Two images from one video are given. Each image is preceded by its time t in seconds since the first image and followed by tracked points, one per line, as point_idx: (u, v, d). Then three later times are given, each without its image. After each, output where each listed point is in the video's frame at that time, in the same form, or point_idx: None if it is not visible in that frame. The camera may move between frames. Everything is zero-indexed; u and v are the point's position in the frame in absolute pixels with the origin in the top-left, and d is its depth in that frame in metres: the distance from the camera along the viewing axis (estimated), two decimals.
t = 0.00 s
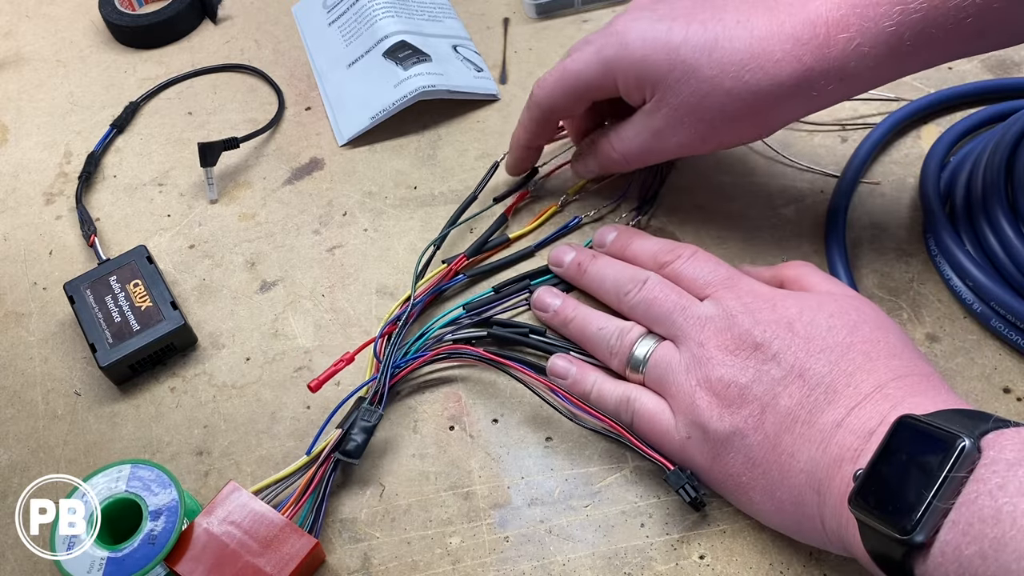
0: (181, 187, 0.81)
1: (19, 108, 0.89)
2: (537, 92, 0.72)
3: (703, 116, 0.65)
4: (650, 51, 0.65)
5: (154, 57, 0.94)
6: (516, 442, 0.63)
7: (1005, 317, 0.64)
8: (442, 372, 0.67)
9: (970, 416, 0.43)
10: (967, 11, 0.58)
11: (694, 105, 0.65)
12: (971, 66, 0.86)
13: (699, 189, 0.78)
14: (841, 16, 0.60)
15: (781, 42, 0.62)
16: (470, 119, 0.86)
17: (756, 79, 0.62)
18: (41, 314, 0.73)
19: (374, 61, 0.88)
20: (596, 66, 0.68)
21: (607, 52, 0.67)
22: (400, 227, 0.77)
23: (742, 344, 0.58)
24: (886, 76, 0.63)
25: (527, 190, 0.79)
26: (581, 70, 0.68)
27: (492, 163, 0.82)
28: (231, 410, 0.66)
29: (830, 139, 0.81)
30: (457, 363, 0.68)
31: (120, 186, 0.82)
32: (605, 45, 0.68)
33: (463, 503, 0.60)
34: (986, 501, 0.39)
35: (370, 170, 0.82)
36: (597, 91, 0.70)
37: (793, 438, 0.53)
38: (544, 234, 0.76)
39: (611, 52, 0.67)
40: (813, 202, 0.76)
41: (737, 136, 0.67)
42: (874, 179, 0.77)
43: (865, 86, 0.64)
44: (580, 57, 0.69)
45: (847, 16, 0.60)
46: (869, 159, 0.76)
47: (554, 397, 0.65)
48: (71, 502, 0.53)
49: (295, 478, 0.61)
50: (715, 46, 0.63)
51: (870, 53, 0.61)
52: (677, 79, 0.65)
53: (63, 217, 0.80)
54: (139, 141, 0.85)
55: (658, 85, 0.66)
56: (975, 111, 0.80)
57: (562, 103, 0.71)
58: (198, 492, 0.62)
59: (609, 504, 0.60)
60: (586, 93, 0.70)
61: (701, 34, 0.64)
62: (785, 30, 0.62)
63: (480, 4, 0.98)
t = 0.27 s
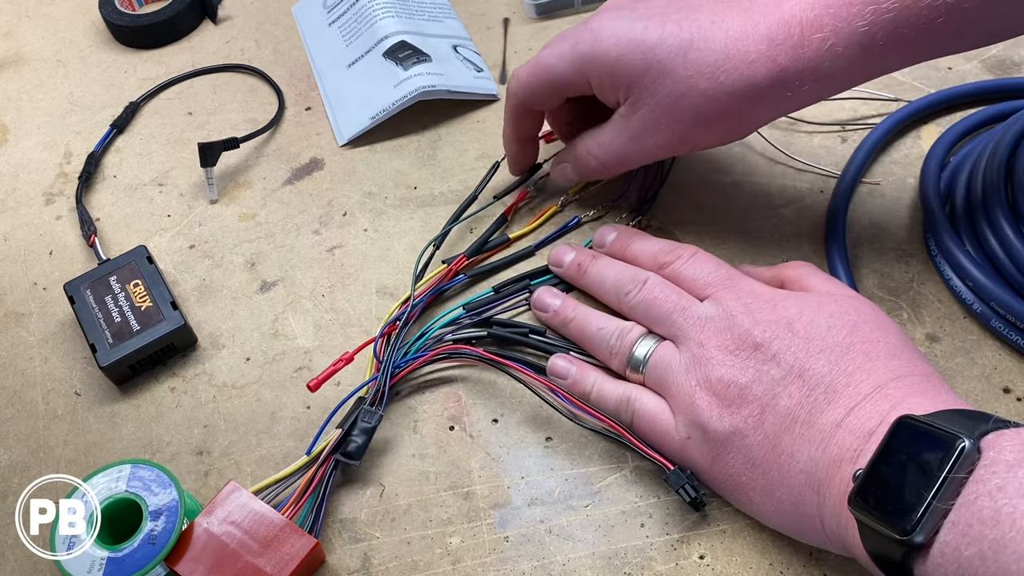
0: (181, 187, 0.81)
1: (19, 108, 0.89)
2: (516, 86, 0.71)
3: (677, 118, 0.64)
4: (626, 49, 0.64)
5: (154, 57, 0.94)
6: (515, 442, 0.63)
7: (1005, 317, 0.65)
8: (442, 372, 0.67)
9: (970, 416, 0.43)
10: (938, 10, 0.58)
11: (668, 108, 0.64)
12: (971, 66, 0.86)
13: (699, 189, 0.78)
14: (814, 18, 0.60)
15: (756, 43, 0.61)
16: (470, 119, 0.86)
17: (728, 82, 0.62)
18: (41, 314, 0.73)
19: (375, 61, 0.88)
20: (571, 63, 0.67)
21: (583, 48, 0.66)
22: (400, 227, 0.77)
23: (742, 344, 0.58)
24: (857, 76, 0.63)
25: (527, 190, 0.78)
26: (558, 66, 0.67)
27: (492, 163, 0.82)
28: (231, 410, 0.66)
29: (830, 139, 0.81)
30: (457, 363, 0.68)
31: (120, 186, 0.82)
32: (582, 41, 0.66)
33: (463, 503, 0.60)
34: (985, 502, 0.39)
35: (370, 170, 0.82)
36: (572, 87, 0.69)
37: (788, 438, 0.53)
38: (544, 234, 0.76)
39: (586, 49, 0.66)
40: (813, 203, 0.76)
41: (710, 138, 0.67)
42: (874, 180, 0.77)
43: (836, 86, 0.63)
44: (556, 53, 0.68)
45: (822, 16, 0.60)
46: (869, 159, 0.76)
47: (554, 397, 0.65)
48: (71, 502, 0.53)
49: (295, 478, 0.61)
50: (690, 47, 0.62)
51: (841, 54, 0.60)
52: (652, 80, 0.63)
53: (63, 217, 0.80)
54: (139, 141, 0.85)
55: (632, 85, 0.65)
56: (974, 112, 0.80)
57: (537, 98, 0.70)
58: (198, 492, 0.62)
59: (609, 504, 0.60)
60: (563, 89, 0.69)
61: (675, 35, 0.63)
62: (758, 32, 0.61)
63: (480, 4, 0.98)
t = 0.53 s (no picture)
0: (181, 187, 0.81)
1: (19, 108, 0.89)
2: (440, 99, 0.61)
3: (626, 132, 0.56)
4: (568, 57, 0.56)
5: (154, 57, 0.94)
6: (516, 442, 0.63)
7: (1005, 317, 0.65)
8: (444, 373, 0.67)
9: None
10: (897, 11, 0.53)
11: (619, 120, 0.56)
12: (971, 65, 0.86)
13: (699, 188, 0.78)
14: (754, 25, 0.55)
15: (706, 52, 0.55)
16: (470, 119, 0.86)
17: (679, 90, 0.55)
18: (41, 314, 0.73)
19: (374, 61, 0.88)
20: (503, 71, 0.57)
21: (518, 58, 0.57)
22: (400, 227, 0.77)
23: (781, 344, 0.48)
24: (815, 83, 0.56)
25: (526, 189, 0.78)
26: (488, 76, 0.58)
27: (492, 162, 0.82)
28: (231, 410, 0.66)
29: (830, 139, 0.81)
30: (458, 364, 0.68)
31: (120, 186, 0.82)
32: (514, 50, 0.58)
33: (463, 503, 0.60)
34: None
35: (370, 170, 0.82)
36: (507, 103, 0.59)
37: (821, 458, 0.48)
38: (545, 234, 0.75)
39: (524, 57, 0.57)
40: (813, 203, 0.76)
41: (658, 158, 0.58)
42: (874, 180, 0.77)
43: (791, 98, 0.57)
44: (488, 60, 0.58)
45: (776, 24, 0.54)
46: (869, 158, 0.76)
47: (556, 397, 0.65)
48: (71, 502, 0.53)
49: (296, 479, 0.61)
50: (636, 55, 0.56)
51: (799, 63, 0.55)
52: (596, 91, 0.56)
53: (63, 217, 0.80)
54: (139, 141, 0.85)
55: (575, 96, 0.57)
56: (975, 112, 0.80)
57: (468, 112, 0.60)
58: (198, 492, 0.62)
59: (609, 504, 0.60)
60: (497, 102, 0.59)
61: (622, 43, 0.56)
62: (700, 41, 0.55)
63: (480, 4, 0.98)
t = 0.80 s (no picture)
0: (181, 187, 0.81)
1: (19, 108, 0.89)
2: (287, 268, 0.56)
3: (484, 230, 0.53)
4: (400, 182, 0.53)
5: (154, 57, 0.94)
6: (516, 442, 0.63)
7: (1005, 318, 0.64)
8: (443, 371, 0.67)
9: None
10: (736, 45, 0.47)
11: (466, 231, 0.53)
12: (971, 66, 0.86)
13: (699, 189, 0.78)
14: (563, 98, 0.52)
15: (552, 137, 0.52)
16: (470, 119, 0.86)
17: (519, 169, 0.53)
18: (41, 314, 0.73)
19: (375, 61, 0.88)
20: (341, 223, 0.54)
21: (347, 206, 0.54)
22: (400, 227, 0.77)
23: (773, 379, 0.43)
24: (644, 146, 0.53)
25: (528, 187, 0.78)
26: (328, 229, 0.54)
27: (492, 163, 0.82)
28: (231, 410, 0.66)
29: (830, 139, 0.81)
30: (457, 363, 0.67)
31: (120, 186, 0.82)
32: (345, 196, 0.54)
33: (463, 503, 0.60)
34: None
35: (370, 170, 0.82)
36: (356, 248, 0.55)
37: (904, 538, 0.38)
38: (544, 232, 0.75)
39: (352, 200, 0.54)
40: (813, 203, 0.76)
41: (525, 252, 0.56)
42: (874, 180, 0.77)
43: (647, 155, 0.54)
44: (318, 213, 0.55)
45: (589, 89, 0.51)
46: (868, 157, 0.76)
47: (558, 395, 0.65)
48: (71, 502, 0.53)
49: (295, 479, 0.61)
50: (462, 156, 0.53)
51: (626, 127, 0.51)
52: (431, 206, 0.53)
53: (63, 217, 0.80)
54: (139, 141, 0.85)
55: (418, 214, 0.54)
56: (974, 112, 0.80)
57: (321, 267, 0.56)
58: (198, 492, 0.62)
59: (609, 504, 0.60)
60: (342, 254, 0.55)
61: (442, 152, 0.54)
62: (532, 116, 0.53)
63: (480, 4, 0.98)
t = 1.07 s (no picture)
0: (181, 187, 0.81)
1: (19, 108, 0.89)
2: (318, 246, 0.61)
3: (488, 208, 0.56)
4: (414, 160, 0.57)
5: (154, 57, 0.94)
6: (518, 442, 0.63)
7: (1005, 318, 0.64)
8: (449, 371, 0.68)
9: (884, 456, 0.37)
10: (723, 29, 0.49)
11: (475, 205, 0.56)
12: (971, 66, 0.86)
13: (699, 188, 0.78)
14: (568, 84, 0.54)
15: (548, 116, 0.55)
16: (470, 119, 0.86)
17: (515, 146, 0.55)
18: (41, 314, 0.73)
19: (374, 61, 0.88)
20: (358, 197, 0.59)
21: (365, 182, 0.58)
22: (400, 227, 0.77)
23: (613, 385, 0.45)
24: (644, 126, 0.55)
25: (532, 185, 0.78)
26: (348, 208, 0.59)
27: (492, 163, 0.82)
28: (231, 410, 0.66)
29: (830, 139, 0.81)
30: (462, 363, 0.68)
31: (120, 186, 0.82)
32: (362, 173, 0.59)
33: (463, 503, 0.60)
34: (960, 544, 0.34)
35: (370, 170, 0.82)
36: (375, 230, 0.61)
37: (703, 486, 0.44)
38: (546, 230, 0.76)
39: (367, 179, 0.58)
40: (813, 203, 0.76)
41: (530, 231, 0.59)
42: (875, 180, 0.77)
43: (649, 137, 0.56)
44: (340, 192, 0.60)
45: (592, 70, 0.53)
46: (869, 157, 0.76)
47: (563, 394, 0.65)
48: (71, 502, 0.53)
49: (302, 483, 0.60)
50: (474, 136, 0.56)
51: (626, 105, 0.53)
52: (438, 185, 0.57)
53: (63, 217, 0.80)
54: (139, 141, 0.85)
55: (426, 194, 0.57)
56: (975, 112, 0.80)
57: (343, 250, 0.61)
58: (198, 492, 0.62)
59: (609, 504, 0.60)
60: (353, 231, 0.60)
61: (450, 132, 0.57)
62: (532, 102, 0.56)
63: (480, 3, 0.97)
